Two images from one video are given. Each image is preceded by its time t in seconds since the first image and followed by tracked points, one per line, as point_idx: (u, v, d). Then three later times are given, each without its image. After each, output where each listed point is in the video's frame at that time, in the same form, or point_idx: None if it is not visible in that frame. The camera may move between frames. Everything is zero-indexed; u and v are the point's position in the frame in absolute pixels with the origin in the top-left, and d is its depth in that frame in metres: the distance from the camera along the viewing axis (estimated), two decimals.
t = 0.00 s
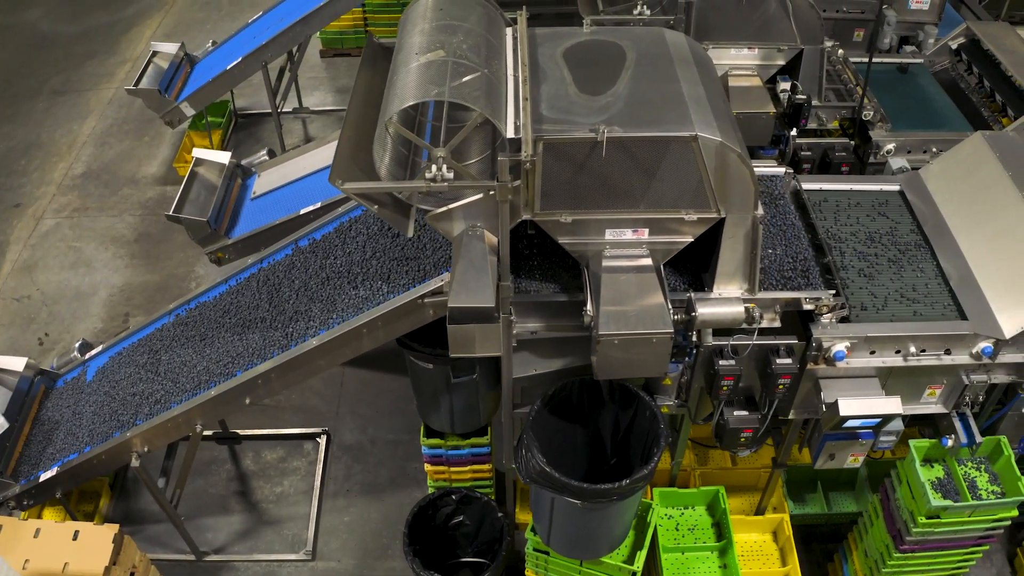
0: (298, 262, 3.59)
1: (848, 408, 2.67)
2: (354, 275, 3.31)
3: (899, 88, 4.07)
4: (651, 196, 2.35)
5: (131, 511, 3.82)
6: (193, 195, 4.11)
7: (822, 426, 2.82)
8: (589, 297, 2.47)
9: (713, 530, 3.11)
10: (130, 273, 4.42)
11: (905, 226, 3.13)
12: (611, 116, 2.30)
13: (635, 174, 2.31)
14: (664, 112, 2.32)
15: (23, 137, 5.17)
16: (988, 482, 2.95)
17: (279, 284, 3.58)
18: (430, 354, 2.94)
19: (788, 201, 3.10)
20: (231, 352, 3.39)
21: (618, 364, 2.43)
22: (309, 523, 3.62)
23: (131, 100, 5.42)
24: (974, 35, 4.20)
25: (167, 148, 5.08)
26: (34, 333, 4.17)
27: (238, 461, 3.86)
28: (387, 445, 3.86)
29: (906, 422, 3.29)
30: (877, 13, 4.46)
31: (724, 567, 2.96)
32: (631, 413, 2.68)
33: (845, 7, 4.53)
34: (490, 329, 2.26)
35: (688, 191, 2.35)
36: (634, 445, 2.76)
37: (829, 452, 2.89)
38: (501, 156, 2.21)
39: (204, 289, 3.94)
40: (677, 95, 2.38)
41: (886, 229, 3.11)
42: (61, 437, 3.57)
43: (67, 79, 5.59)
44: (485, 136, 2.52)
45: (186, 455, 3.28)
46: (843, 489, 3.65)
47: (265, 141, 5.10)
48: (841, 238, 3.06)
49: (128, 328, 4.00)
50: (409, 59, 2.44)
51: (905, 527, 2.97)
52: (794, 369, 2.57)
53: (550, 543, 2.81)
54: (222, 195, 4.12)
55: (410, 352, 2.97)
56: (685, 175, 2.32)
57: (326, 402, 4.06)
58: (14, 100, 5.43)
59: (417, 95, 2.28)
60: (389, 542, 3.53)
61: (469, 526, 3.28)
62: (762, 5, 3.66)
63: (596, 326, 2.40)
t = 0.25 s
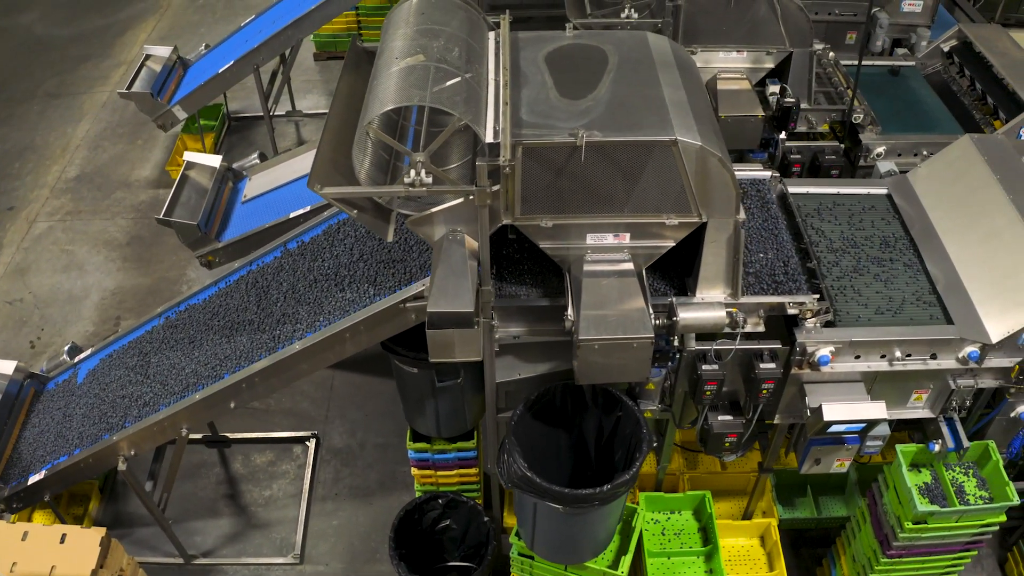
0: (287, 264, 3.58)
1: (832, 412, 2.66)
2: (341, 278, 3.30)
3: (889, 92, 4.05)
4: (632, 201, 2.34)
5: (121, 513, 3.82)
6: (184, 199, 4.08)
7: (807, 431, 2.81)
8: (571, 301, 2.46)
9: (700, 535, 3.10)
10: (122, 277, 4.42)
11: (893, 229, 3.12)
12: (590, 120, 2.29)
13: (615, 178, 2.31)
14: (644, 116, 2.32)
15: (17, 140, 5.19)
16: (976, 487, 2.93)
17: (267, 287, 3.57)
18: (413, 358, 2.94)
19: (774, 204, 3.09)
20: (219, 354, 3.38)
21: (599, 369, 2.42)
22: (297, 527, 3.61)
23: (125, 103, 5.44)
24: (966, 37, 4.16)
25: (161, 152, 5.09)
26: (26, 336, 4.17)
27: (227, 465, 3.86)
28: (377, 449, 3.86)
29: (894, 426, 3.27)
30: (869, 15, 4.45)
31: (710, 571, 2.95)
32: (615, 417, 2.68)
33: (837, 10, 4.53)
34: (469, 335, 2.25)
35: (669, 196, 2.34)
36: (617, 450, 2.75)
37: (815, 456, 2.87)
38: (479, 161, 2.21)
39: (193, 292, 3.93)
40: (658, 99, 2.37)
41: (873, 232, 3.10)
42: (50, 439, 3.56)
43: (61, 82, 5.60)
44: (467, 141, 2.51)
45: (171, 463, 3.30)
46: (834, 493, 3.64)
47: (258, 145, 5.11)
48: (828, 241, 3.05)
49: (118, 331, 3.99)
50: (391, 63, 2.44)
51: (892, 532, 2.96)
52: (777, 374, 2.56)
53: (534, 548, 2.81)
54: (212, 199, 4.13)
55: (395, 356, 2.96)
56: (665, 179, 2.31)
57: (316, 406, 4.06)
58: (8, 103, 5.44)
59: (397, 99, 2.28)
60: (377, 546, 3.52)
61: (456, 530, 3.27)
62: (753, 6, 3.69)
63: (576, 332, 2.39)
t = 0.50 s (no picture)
0: (275, 266, 3.57)
1: (815, 417, 2.64)
2: (329, 280, 3.29)
3: (880, 94, 4.04)
4: (612, 204, 2.34)
5: (111, 516, 3.82)
6: (175, 202, 4.10)
7: (791, 435, 2.80)
8: (551, 305, 2.46)
9: (686, 539, 3.10)
10: (114, 279, 4.43)
11: (880, 232, 3.10)
12: (570, 124, 2.29)
13: (594, 182, 2.31)
14: (624, 119, 2.31)
15: (11, 143, 5.20)
16: (963, 491, 2.91)
17: (256, 288, 3.55)
18: (397, 361, 2.95)
19: (759, 208, 3.09)
20: (207, 356, 3.37)
21: (580, 373, 2.42)
22: (286, 529, 3.61)
23: (119, 106, 5.45)
24: (957, 39, 4.16)
25: (154, 154, 5.10)
26: (18, 339, 4.18)
27: (217, 467, 3.86)
28: (366, 452, 3.86)
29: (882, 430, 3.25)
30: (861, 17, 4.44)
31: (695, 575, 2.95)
32: (597, 421, 2.68)
33: (829, 13, 4.55)
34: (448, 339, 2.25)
35: (648, 199, 2.34)
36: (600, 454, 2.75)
37: (800, 460, 2.86)
38: (457, 165, 2.20)
39: (184, 294, 3.92)
40: (638, 102, 2.37)
41: (860, 235, 3.09)
42: (40, 441, 3.56)
43: (56, 85, 5.62)
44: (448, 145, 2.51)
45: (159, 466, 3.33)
46: (823, 496, 3.64)
47: (251, 147, 5.12)
48: (814, 244, 3.04)
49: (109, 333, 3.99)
50: (372, 66, 2.44)
51: (879, 536, 2.95)
52: (760, 378, 2.55)
53: (518, 552, 2.80)
54: (202, 202, 4.14)
55: (380, 360, 2.97)
56: (645, 183, 2.31)
57: (305, 409, 4.06)
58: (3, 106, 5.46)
59: (377, 103, 2.28)
60: (365, 549, 3.52)
61: (442, 534, 3.28)
62: (743, 9, 3.70)
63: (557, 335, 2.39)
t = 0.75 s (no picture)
0: (264, 267, 3.55)
1: (799, 420, 2.64)
2: (316, 281, 3.28)
3: (871, 96, 4.03)
4: (592, 207, 2.34)
5: (100, 518, 3.82)
6: (166, 205, 4.11)
7: (776, 438, 2.79)
8: (532, 308, 2.46)
9: (672, 542, 3.10)
10: (106, 282, 4.44)
11: (867, 235, 3.09)
12: (549, 127, 2.29)
13: (574, 185, 2.30)
14: (604, 122, 2.31)
15: (6, 146, 5.22)
16: (949, 495, 2.90)
17: (245, 289, 3.53)
18: (382, 364, 2.95)
19: (745, 212, 3.09)
20: (196, 357, 3.36)
21: (561, 376, 2.41)
22: (274, 532, 3.61)
23: (113, 109, 5.47)
24: (948, 41, 4.15)
25: (147, 157, 5.12)
26: (9, 341, 4.19)
27: (207, 470, 3.86)
28: (355, 455, 3.87)
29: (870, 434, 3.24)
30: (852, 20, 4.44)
31: None
32: (581, 424, 2.67)
33: (821, 15, 4.55)
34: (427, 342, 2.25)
35: (629, 202, 2.34)
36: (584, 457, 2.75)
37: (785, 464, 2.86)
38: (436, 168, 2.20)
39: (174, 295, 3.90)
40: (619, 106, 2.36)
41: (847, 237, 3.08)
42: (30, 442, 3.56)
43: (51, 88, 5.64)
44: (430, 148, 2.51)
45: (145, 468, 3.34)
46: (812, 500, 3.62)
47: (244, 150, 5.13)
48: (800, 247, 3.03)
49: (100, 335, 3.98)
50: (354, 70, 2.44)
51: (865, 540, 2.94)
52: (743, 381, 2.55)
53: (501, 555, 2.80)
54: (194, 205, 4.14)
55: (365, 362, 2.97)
56: (625, 186, 2.31)
57: (295, 412, 4.07)
58: None
59: (357, 106, 2.27)
60: (353, 552, 3.52)
61: (429, 537, 3.27)
62: (732, 12, 3.69)
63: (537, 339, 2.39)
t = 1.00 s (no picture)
0: (252, 268, 3.55)
1: (780, 423, 2.64)
2: (303, 282, 3.29)
3: (861, 99, 4.03)
4: (571, 211, 2.34)
5: (90, 519, 3.83)
6: (157, 208, 4.13)
7: (759, 441, 2.79)
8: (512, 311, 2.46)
9: (657, 545, 3.09)
10: (98, 284, 4.45)
11: (852, 238, 3.09)
12: (528, 130, 2.29)
13: (553, 188, 2.30)
14: (583, 126, 2.30)
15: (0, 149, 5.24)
16: (935, 499, 2.90)
17: (233, 290, 3.54)
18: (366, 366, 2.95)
19: (729, 215, 3.09)
20: (184, 358, 3.36)
21: (541, 379, 2.41)
22: (262, 534, 3.62)
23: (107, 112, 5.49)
24: (939, 44, 4.15)
25: (141, 160, 5.14)
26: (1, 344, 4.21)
27: (196, 472, 3.87)
28: (343, 457, 3.87)
29: (856, 437, 3.23)
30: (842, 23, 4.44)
31: None
32: (562, 427, 2.68)
33: (812, 18, 4.55)
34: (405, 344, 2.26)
35: (607, 206, 2.34)
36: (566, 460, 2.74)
37: (769, 467, 2.85)
38: (413, 171, 2.21)
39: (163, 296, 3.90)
40: (598, 109, 2.36)
41: (832, 240, 3.08)
42: (20, 443, 3.55)
43: (45, 91, 5.67)
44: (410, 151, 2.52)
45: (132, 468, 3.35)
46: (801, 502, 3.60)
47: (237, 153, 5.15)
48: (784, 250, 3.03)
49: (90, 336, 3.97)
50: (335, 73, 2.44)
51: (850, 544, 2.93)
52: (724, 384, 2.54)
53: (485, 558, 2.79)
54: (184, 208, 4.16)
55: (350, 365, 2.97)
56: (604, 189, 2.31)
57: (284, 414, 4.08)
58: None
59: (337, 109, 2.28)
60: (341, 554, 3.52)
61: (415, 539, 3.26)
62: (722, 16, 3.69)
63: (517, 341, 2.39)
